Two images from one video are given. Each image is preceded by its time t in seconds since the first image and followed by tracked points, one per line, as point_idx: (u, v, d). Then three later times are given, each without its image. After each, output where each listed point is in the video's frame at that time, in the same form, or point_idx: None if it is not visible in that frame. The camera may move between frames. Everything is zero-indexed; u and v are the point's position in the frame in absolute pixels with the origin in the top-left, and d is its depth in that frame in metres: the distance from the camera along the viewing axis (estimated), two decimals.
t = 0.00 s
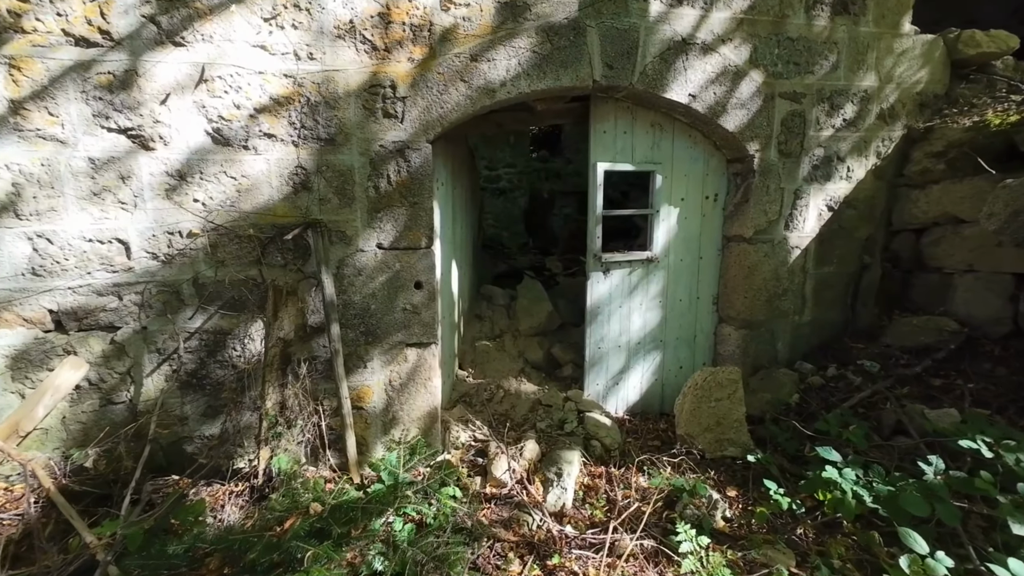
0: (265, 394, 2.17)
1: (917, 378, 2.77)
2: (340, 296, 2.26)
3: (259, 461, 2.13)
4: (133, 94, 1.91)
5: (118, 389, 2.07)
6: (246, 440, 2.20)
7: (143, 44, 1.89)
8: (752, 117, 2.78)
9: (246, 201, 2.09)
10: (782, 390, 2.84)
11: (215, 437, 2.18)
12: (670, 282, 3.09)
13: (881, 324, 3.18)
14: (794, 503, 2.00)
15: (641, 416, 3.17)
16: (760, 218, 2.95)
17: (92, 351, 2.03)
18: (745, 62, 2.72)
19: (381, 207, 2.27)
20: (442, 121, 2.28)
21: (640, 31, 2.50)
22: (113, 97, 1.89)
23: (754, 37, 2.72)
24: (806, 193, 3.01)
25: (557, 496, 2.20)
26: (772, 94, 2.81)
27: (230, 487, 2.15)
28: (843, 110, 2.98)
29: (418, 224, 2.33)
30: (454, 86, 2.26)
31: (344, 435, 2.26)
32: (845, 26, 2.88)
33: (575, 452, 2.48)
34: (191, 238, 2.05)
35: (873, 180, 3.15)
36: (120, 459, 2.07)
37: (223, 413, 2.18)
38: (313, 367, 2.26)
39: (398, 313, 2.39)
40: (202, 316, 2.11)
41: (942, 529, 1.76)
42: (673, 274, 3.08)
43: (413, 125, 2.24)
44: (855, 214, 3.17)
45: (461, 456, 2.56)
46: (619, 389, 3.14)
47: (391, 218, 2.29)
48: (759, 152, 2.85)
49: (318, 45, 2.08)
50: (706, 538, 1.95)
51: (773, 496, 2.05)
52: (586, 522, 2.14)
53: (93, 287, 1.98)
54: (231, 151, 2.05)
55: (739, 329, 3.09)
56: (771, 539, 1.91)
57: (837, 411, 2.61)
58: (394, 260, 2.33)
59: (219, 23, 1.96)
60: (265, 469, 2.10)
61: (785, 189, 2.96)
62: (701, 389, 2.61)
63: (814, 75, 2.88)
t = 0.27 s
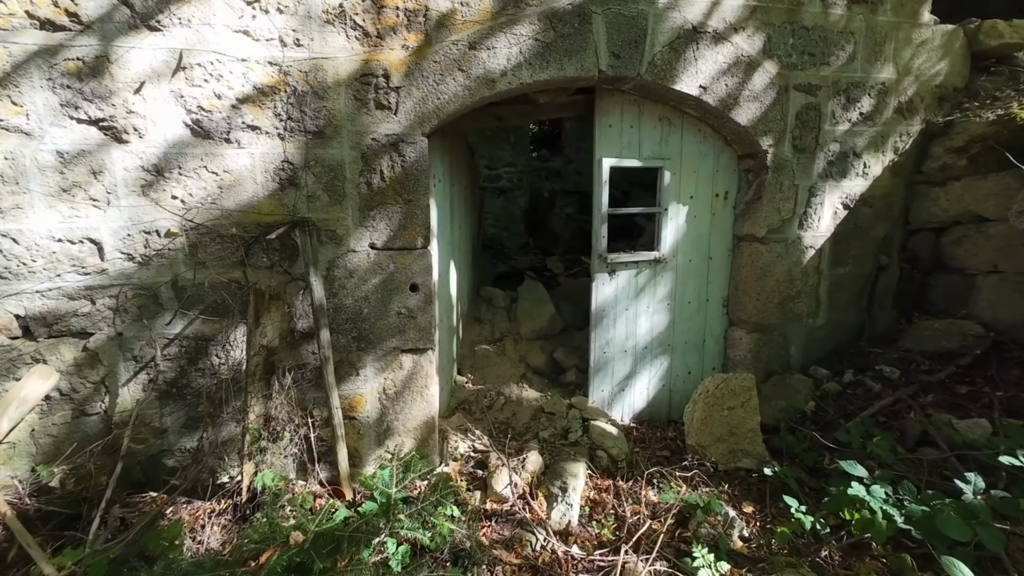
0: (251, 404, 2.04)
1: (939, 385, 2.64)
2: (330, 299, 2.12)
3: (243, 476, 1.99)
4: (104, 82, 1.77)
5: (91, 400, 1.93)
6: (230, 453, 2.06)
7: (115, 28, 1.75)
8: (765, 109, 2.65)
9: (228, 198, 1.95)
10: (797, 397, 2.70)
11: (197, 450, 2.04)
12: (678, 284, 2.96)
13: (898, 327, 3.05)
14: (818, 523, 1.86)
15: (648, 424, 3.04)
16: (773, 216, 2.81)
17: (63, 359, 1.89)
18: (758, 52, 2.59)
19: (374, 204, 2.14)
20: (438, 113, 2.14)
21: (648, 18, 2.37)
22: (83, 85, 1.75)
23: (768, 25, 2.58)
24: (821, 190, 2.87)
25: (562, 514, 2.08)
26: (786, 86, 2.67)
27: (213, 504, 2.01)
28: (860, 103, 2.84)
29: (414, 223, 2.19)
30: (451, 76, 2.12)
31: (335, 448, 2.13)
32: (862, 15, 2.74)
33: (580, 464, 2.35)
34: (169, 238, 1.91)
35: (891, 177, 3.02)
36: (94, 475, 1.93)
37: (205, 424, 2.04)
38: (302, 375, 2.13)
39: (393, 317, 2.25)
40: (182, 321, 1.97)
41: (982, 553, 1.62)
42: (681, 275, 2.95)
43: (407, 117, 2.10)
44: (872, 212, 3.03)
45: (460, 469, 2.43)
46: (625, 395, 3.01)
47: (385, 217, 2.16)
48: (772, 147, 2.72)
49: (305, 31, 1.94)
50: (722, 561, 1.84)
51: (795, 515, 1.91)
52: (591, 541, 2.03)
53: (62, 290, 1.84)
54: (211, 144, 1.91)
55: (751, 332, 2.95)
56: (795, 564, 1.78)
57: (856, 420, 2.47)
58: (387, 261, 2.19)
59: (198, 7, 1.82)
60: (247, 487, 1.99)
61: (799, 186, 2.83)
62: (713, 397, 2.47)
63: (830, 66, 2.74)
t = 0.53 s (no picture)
0: (234, 416, 1.91)
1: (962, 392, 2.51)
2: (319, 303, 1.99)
3: (225, 493, 1.86)
4: (73, 69, 1.64)
5: (62, 411, 1.80)
6: (213, 466, 1.93)
7: (84, 11, 1.63)
8: (780, 102, 2.52)
9: (209, 194, 1.82)
10: (812, 405, 2.57)
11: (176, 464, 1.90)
12: (686, 285, 2.83)
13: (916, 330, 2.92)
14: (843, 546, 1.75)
15: (654, 432, 2.91)
16: (787, 214, 2.68)
17: (31, 368, 1.76)
18: (773, 41, 2.46)
19: (366, 202, 2.01)
20: (434, 104, 2.01)
21: (657, 5, 2.24)
22: (50, 72, 1.62)
23: (783, 13, 2.45)
24: (837, 187, 2.74)
25: (566, 532, 1.98)
26: (801, 78, 2.54)
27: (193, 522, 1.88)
28: (877, 96, 2.71)
29: (409, 222, 2.06)
30: (448, 64, 1.99)
31: (325, 460, 2.00)
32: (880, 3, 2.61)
33: (586, 476, 2.24)
34: (145, 236, 1.78)
35: (909, 173, 2.89)
36: (67, 491, 1.80)
37: (185, 437, 1.91)
38: (290, 382, 2.00)
39: (386, 321, 2.12)
40: (160, 327, 1.84)
41: None
42: (690, 276, 2.82)
43: (402, 108, 1.97)
44: (889, 211, 2.90)
45: (458, 482, 2.29)
46: (631, 401, 2.88)
47: (378, 214, 2.02)
48: (786, 142, 2.58)
49: (292, 15, 1.81)
50: None
51: (817, 535, 1.78)
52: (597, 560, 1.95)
53: (29, 294, 1.71)
54: (190, 136, 1.78)
55: (763, 336, 2.82)
56: None
57: (876, 430, 2.34)
58: (381, 262, 2.06)
59: None
60: (228, 505, 1.85)
61: (814, 183, 2.70)
62: (725, 405, 2.35)
63: (847, 56, 2.61)
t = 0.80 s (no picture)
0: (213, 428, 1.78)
1: (987, 400, 2.39)
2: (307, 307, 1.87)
3: (202, 511, 1.73)
4: (37, 54, 1.51)
5: (28, 424, 1.67)
6: (193, 481, 1.81)
7: None
8: (795, 95, 2.39)
9: (187, 190, 1.70)
10: (827, 414, 2.45)
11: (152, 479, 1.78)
12: (694, 288, 2.71)
13: (935, 335, 2.80)
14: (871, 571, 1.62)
15: (661, 440, 2.79)
16: (801, 213, 2.55)
17: None
18: (788, 31, 2.33)
19: (357, 199, 1.88)
20: (430, 95, 1.88)
21: None
22: (11, 57, 1.50)
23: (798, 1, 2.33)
24: (853, 185, 2.62)
25: (570, 551, 1.88)
26: (817, 70, 2.41)
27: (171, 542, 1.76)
28: (895, 89, 2.58)
29: (403, 220, 1.94)
30: (445, 52, 1.86)
31: (314, 475, 1.88)
32: None
33: (591, 489, 2.14)
34: (117, 235, 1.65)
35: (927, 170, 2.76)
36: (35, 509, 1.68)
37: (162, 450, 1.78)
38: (277, 390, 1.88)
39: (379, 326, 1.99)
40: (134, 332, 1.71)
41: None
42: (698, 278, 2.70)
43: (395, 98, 1.85)
44: (906, 209, 2.77)
45: (455, 495, 2.16)
46: (636, 409, 2.76)
47: (369, 212, 1.90)
48: (801, 137, 2.46)
49: None
50: None
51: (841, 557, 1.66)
52: None
53: None
54: (166, 127, 1.65)
55: (774, 341, 2.70)
56: None
57: (897, 441, 2.22)
58: (372, 263, 1.94)
59: None
60: (206, 526, 1.71)
61: (829, 180, 2.57)
62: (737, 414, 2.23)
63: (865, 47, 2.48)
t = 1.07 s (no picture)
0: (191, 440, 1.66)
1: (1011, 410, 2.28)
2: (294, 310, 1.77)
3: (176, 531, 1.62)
4: None
5: None
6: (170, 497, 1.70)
7: None
8: (809, 88, 2.28)
9: (163, 184, 1.58)
10: (842, 423, 2.34)
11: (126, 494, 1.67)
12: (702, 290, 2.59)
13: (952, 340, 2.68)
14: None
15: (667, 449, 2.67)
16: (815, 212, 2.44)
17: None
18: (802, 20, 2.22)
19: (347, 195, 1.76)
20: (425, 84, 1.76)
21: None
22: None
23: None
24: (869, 183, 2.50)
25: (573, 572, 1.78)
26: (832, 62, 2.30)
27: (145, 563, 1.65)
28: (914, 83, 2.47)
29: (395, 218, 1.82)
30: (441, 38, 1.75)
31: (301, 490, 1.77)
32: None
33: (594, 503, 2.02)
34: (86, 233, 1.54)
35: (945, 169, 2.65)
36: None
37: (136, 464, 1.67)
38: (261, 399, 1.77)
39: (370, 330, 1.87)
40: (106, 338, 1.60)
41: None
42: (706, 280, 2.58)
43: (388, 88, 1.73)
44: (923, 209, 2.66)
45: (450, 510, 2.03)
46: (641, 416, 2.65)
47: (359, 209, 1.78)
48: (815, 133, 2.34)
49: None
50: None
51: None
52: None
53: None
54: (139, 116, 1.53)
55: (786, 346, 2.59)
56: None
57: (917, 453, 2.11)
58: (363, 264, 1.82)
59: None
60: (181, 548, 1.59)
61: (844, 178, 2.46)
62: (750, 424, 2.11)
63: (882, 38, 2.37)
